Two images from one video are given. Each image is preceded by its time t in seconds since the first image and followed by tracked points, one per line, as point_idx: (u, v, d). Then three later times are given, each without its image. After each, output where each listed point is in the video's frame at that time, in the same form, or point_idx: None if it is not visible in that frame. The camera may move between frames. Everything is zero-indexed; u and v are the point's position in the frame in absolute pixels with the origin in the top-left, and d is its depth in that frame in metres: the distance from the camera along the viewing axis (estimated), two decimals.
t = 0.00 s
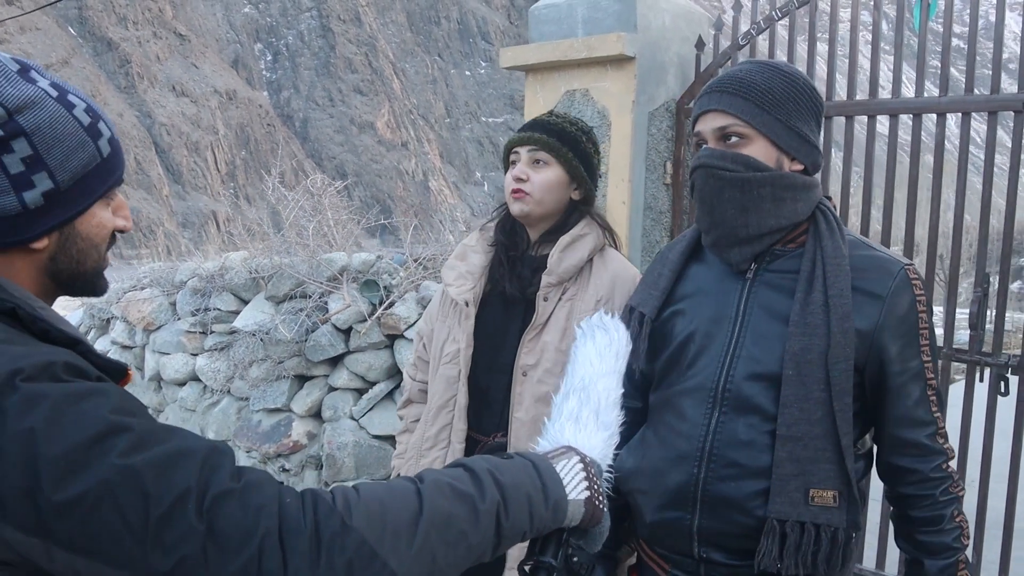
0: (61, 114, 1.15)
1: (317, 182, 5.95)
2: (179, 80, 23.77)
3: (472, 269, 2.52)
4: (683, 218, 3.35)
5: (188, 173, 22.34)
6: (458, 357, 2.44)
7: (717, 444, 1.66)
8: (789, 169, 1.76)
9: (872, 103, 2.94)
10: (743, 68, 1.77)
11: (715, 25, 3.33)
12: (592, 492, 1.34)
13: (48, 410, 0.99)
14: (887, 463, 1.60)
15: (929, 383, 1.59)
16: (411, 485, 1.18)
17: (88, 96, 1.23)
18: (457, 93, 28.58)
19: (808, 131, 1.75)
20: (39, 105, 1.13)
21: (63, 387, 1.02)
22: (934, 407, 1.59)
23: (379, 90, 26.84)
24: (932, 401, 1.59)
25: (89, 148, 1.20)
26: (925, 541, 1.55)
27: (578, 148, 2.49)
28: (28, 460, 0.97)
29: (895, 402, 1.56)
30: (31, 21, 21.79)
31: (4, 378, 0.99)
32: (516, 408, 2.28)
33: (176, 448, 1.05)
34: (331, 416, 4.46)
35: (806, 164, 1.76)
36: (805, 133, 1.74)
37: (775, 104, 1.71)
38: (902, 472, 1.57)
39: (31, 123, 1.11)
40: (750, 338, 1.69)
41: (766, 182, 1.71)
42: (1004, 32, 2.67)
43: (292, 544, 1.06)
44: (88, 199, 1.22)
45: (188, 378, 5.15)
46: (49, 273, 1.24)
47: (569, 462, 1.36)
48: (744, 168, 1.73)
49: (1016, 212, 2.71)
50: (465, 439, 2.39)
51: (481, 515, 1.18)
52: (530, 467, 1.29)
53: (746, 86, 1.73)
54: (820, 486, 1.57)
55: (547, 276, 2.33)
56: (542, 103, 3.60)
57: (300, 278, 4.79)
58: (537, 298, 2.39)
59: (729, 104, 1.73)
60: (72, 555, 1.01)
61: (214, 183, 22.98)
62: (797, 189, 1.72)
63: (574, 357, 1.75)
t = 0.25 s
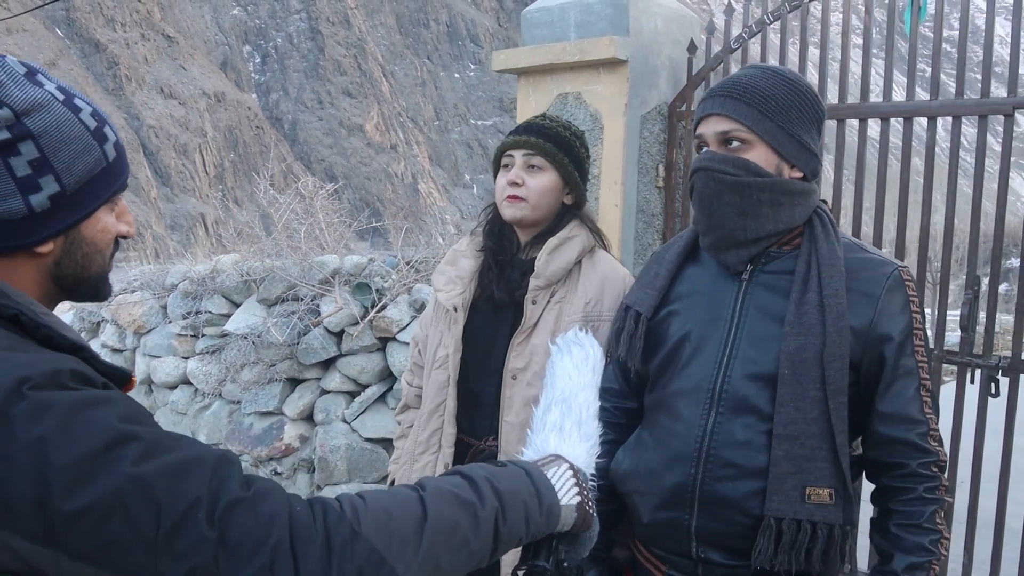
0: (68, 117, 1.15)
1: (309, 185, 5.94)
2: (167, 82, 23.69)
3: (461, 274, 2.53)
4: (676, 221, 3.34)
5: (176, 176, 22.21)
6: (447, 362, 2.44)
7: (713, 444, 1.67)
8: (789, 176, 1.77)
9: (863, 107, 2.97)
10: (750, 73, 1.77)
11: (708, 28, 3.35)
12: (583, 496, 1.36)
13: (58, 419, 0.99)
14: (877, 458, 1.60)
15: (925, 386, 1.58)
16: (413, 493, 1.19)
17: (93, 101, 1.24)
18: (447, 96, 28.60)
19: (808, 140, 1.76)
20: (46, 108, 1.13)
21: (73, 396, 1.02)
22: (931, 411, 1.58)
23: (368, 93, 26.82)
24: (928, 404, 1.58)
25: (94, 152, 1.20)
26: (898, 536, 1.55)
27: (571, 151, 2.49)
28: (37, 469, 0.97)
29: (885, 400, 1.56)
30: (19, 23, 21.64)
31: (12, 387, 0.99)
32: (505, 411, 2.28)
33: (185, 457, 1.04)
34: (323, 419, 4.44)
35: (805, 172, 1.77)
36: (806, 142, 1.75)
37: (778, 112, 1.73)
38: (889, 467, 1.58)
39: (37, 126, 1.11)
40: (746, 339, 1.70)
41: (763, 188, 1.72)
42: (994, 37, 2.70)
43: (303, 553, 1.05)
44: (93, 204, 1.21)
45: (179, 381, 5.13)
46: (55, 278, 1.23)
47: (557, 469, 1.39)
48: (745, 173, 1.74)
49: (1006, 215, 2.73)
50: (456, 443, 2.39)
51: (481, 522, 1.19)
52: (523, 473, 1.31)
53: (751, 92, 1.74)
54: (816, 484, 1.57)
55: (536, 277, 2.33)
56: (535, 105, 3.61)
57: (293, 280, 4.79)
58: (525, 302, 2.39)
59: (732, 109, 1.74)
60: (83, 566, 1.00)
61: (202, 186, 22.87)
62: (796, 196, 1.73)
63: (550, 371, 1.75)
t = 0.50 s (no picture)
0: (78, 110, 1.15)
1: (303, 182, 5.93)
2: (158, 79, 23.59)
3: (452, 278, 2.55)
4: (671, 216, 3.39)
5: (168, 173, 22.09)
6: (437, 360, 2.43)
7: (709, 436, 1.68)
8: (789, 167, 1.77)
9: (859, 103, 2.98)
10: (751, 65, 1.77)
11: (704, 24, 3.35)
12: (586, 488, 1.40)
13: (77, 412, 0.99)
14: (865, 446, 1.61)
15: (917, 372, 1.58)
16: (425, 485, 1.20)
17: (99, 94, 1.24)
18: (439, 93, 28.55)
19: (809, 132, 1.76)
20: (56, 101, 1.13)
21: (92, 388, 1.02)
22: (925, 405, 1.58)
23: (360, 89, 26.76)
24: (922, 399, 1.57)
25: (104, 144, 1.20)
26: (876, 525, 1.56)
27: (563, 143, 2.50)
28: (57, 461, 0.97)
29: (876, 392, 1.57)
30: (9, 19, 21.50)
31: (30, 380, 0.98)
32: (507, 404, 2.28)
33: (203, 449, 1.05)
34: (319, 415, 4.44)
35: (806, 164, 1.77)
36: (806, 133, 1.75)
37: (779, 103, 1.73)
38: (875, 455, 1.59)
39: (49, 118, 1.12)
40: (742, 333, 1.71)
41: (764, 178, 1.73)
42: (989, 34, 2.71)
43: (321, 544, 1.07)
44: (102, 196, 1.21)
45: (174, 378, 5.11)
46: (63, 271, 1.23)
47: (558, 462, 1.42)
48: (744, 164, 1.76)
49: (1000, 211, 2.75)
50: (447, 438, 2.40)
51: (490, 512, 1.20)
52: (527, 465, 1.33)
53: (752, 84, 1.74)
54: (811, 475, 1.58)
55: (536, 270, 2.33)
56: (531, 101, 3.61)
57: (288, 276, 4.77)
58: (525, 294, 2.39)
59: (732, 101, 1.75)
60: (103, 558, 1.00)
61: (194, 183, 22.77)
62: (796, 187, 1.75)
63: (545, 368, 1.75)
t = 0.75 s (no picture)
0: (84, 105, 1.14)
1: (296, 180, 5.91)
2: (149, 76, 23.47)
3: (444, 272, 2.51)
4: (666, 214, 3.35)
5: (158, 171, 21.97)
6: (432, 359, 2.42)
7: (702, 435, 1.68)
8: (778, 170, 1.77)
9: (854, 100, 2.98)
10: (729, 68, 1.78)
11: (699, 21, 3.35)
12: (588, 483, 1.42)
13: (89, 408, 0.98)
14: (865, 455, 1.61)
15: (913, 378, 1.58)
16: (433, 480, 1.20)
17: (104, 89, 1.23)
18: (431, 91, 28.50)
19: (796, 132, 1.76)
20: (63, 96, 1.12)
21: (103, 384, 1.01)
22: (919, 406, 1.59)
23: (352, 87, 26.69)
24: (916, 399, 1.58)
25: (109, 140, 1.19)
26: (892, 537, 1.56)
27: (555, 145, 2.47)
28: (69, 457, 0.96)
29: (873, 395, 1.57)
30: None
31: (40, 376, 0.97)
32: (505, 401, 2.27)
33: (215, 446, 1.04)
34: (313, 413, 4.44)
35: (795, 165, 1.77)
36: (792, 134, 1.75)
37: (763, 106, 1.73)
38: (876, 463, 1.59)
39: (55, 113, 1.11)
40: (735, 333, 1.71)
41: (752, 187, 1.73)
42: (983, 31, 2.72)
43: (334, 539, 1.07)
44: (107, 192, 1.21)
45: (168, 375, 5.10)
46: (67, 267, 1.22)
47: (564, 457, 1.44)
48: (733, 173, 1.76)
49: (994, 208, 2.75)
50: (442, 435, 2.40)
51: (497, 506, 1.21)
52: (531, 460, 1.34)
53: (732, 90, 1.74)
54: (801, 479, 1.59)
55: (530, 267, 2.33)
56: (526, 98, 3.61)
57: (282, 274, 4.77)
58: (520, 292, 2.39)
59: (715, 108, 1.75)
60: (117, 555, 0.99)
61: (186, 180, 22.66)
62: (786, 191, 1.73)
63: (544, 364, 1.75)
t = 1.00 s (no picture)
0: (95, 118, 1.14)
1: (290, 184, 5.90)
2: (141, 80, 23.41)
3: (435, 278, 2.48)
4: (660, 219, 3.39)
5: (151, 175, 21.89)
6: (433, 366, 2.43)
7: (698, 443, 1.69)
8: (771, 178, 1.77)
9: (848, 104, 2.99)
10: (718, 75, 1.77)
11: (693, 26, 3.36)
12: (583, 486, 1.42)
13: (89, 416, 0.98)
14: (865, 467, 1.62)
15: (909, 388, 1.60)
16: (430, 486, 1.20)
17: (117, 103, 1.23)
18: (425, 95, 28.53)
19: (787, 139, 1.76)
20: (75, 106, 1.12)
21: (103, 392, 1.01)
22: (914, 413, 1.61)
23: (345, 91, 26.68)
24: (912, 407, 1.60)
25: (117, 153, 1.19)
26: (900, 546, 1.56)
27: (546, 154, 2.48)
28: (69, 465, 0.96)
29: (872, 405, 1.58)
30: None
31: (40, 385, 0.97)
32: (499, 405, 2.29)
33: (215, 453, 1.04)
34: (307, 418, 4.42)
35: (788, 172, 1.77)
36: (784, 141, 1.75)
37: (754, 115, 1.73)
38: (877, 474, 1.60)
39: (66, 123, 1.11)
40: (730, 342, 1.72)
41: (746, 196, 1.74)
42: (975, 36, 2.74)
43: (334, 546, 1.06)
44: (114, 205, 1.20)
45: (161, 380, 5.08)
46: (67, 277, 1.22)
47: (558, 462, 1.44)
48: (727, 182, 1.76)
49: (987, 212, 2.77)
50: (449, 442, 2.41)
51: (495, 512, 1.22)
52: (527, 465, 1.34)
53: (723, 99, 1.74)
54: (796, 489, 1.59)
55: (520, 272, 2.33)
56: (520, 103, 3.61)
57: (277, 279, 4.74)
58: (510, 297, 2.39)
59: (706, 117, 1.75)
60: (116, 565, 0.99)
61: (179, 184, 22.60)
62: (780, 198, 1.74)
63: (536, 370, 1.75)
